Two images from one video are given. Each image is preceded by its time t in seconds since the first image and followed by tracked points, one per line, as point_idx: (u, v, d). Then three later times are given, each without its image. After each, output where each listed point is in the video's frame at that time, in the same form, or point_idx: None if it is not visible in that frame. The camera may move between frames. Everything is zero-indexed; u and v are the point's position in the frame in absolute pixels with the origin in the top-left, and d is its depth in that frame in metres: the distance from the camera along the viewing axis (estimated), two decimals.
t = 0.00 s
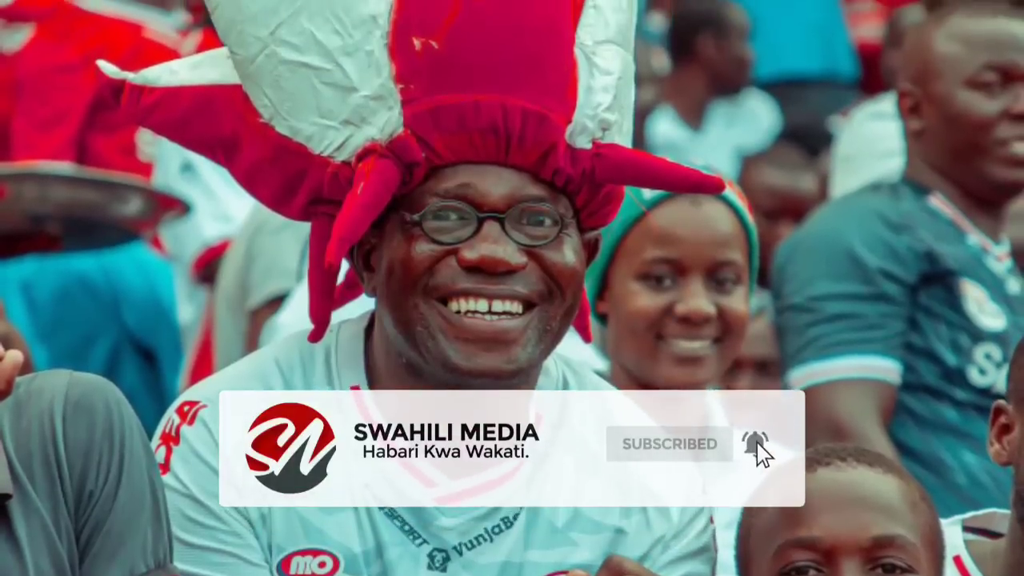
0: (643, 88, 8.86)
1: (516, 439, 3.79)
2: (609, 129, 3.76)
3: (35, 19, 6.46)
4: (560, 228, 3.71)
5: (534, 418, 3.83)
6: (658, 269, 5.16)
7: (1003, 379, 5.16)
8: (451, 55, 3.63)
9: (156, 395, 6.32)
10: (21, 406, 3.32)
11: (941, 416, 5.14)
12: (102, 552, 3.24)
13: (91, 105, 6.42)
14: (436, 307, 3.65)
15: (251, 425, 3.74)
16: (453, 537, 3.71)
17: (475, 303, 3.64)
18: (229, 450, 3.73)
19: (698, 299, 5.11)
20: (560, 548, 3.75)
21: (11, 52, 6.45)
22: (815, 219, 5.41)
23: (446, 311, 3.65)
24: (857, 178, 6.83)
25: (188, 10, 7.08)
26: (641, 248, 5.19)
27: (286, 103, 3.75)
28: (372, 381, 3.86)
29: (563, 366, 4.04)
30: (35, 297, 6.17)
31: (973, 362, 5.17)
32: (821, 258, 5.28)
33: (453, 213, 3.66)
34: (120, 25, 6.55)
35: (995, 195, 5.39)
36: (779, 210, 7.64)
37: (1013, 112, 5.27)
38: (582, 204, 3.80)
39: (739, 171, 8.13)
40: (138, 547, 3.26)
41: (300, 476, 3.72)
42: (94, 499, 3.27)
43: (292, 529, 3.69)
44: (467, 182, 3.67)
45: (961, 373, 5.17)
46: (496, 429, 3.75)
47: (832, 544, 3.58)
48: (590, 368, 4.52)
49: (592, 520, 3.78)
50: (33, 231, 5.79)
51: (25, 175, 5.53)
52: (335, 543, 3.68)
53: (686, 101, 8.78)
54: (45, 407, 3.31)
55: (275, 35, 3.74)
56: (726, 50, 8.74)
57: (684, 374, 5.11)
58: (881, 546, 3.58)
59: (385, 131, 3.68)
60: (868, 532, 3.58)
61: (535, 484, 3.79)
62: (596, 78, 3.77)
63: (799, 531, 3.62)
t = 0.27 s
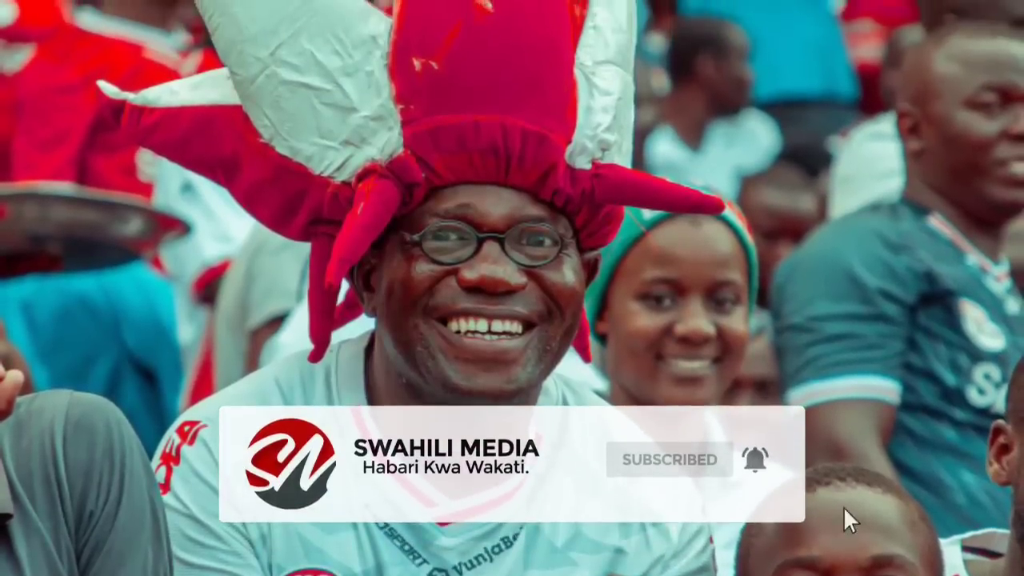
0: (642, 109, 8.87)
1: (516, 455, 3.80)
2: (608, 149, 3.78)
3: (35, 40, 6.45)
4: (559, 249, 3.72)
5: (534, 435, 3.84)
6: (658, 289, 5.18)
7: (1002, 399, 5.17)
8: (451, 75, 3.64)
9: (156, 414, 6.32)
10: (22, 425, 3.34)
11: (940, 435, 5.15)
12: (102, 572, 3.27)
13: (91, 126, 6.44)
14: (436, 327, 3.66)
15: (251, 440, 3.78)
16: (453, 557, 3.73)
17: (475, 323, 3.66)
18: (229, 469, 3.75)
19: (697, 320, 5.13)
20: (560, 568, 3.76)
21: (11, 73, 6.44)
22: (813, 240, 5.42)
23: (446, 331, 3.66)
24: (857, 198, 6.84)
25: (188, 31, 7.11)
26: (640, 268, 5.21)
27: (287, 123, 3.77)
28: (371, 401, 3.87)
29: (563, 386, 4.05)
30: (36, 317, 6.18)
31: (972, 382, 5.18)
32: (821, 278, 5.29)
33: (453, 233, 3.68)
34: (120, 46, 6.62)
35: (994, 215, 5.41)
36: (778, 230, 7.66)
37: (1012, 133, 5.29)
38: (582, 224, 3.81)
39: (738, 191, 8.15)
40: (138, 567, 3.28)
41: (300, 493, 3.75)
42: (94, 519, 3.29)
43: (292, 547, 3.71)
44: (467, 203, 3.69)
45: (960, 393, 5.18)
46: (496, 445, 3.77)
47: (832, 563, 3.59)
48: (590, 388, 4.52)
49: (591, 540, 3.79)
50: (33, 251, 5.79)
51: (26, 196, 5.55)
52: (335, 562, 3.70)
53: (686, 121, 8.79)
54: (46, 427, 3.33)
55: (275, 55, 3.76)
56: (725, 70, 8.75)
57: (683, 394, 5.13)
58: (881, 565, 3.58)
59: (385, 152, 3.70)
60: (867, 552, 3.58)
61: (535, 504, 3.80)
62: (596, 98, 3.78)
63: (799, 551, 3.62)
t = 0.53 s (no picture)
0: (643, 128, 8.90)
1: (517, 566, 3.69)
2: (608, 169, 3.80)
3: (35, 60, 6.47)
4: (559, 269, 3.74)
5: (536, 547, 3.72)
6: (658, 309, 5.19)
7: (1001, 419, 5.19)
8: (451, 95, 3.66)
9: (156, 435, 6.35)
10: (23, 445, 3.35)
11: (939, 455, 5.16)
12: None
13: (92, 146, 6.46)
14: (436, 347, 3.68)
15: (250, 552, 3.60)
16: None
17: (475, 343, 3.67)
18: (230, 493, 3.73)
19: (696, 340, 5.15)
20: None
21: (12, 93, 6.47)
22: (812, 261, 5.43)
23: (445, 350, 3.68)
24: (857, 219, 6.86)
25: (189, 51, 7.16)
26: (640, 288, 5.21)
27: (287, 144, 3.79)
28: (372, 421, 3.89)
29: (562, 406, 4.07)
30: (36, 337, 6.20)
31: (971, 403, 5.20)
32: (820, 298, 5.30)
33: (452, 253, 3.70)
34: (121, 68, 6.70)
35: (993, 236, 5.42)
36: (778, 251, 7.68)
37: (1010, 153, 5.31)
38: (582, 244, 3.82)
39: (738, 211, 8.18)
40: None
41: None
42: (95, 539, 3.30)
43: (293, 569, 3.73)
44: (467, 223, 3.71)
45: (959, 413, 5.19)
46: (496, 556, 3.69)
47: None
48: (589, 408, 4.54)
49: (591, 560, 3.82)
50: (34, 272, 5.82)
51: (27, 216, 5.58)
52: None
53: (686, 142, 8.83)
54: (47, 447, 3.34)
55: (275, 76, 3.78)
56: (725, 90, 8.81)
57: (683, 415, 5.15)
58: None
59: (385, 172, 3.72)
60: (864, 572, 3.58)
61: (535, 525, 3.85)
62: (596, 118, 3.80)
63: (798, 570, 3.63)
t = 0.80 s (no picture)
0: (643, 149, 8.95)
1: None
2: (608, 189, 3.81)
3: (36, 81, 6.52)
4: (559, 288, 3.76)
5: None
6: (657, 328, 5.20)
7: (1000, 439, 5.21)
8: (451, 116, 3.68)
9: (156, 455, 6.34)
10: (24, 465, 3.37)
11: (938, 475, 5.18)
12: None
13: (92, 167, 6.48)
14: (436, 367, 3.69)
15: None
16: None
17: (475, 363, 3.68)
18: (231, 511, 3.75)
19: (696, 359, 5.16)
20: None
21: (12, 113, 6.50)
22: (811, 281, 5.45)
23: (445, 370, 3.69)
24: (856, 239, 6.87)
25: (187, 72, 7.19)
26: (640, 307, 5.23)
27: (287, 164, 3.80)
28: (371, 441, 3.90)
29: (562, 426, 4.09)
30: (36, 357, 6.22)
31: (970, 422, 5.21)
32: (819, 318, 5.32)
33: (452, 273, 3.71)
34: (120, 87, 6.74)
35: (992, 255, 5.44)
36: (777, 271, 7.70)
37: (1010, 173, 5.33)
38: (581, 264, 3.84)
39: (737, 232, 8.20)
40: None
41: None
42: (95, 558, 3.31)
43: None
44: (467, 243, 3.72)
45: (959, 433, 5.21)
46: None
47: None
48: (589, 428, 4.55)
49: None
50: (34, 292, 5.85)
51: (27, 237, 5.59)
52: None
53: (685, 162, 8.95)
54: (48, 466, 3.35)
55: (275, 96, 3.79)
56: (725, 111, 8.85)
57: (683, 434, 5.16)
58: None
59: (385, 192, 3.73)
60: None
61: (534, 545, 3.86)
62: (596, 138, 3.82)
63: None
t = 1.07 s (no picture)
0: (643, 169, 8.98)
1: None
2: (608, 210, 3.83)
3: (36, 101, 6.57)
4: (558, 309, 3.78)
5: None
6: (657, 348, 5.22)
7: (1000, 459, 5.22)
8: (452, 136, 3.70)
9: (156, 474, 6.36)
10: (24, 484, 3.37)
11: (937, 494, 5.20)
12: None
13: (92, 187, 6.50)
14: (436, 387, 3.71)
15: None
16: None
17: (475, 383, 3.70)
18: (230, 531, 3.76)
19: (695, 379, 5.17)
20: None
21: (12, 134, 6.54)
22: (810, 301, 5.46)
23: (445, 391, 3.70)
24: (855, 258, 6.89)
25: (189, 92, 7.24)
26: (640, 327, 5.25)
27: (287, 184, 3.81)
28: (372, 461, 3.92)
29: (562, 446, 4.10)
30: (36, 376, 6.27)
31: (969, 442, 5.23)
32: (818, 337, 5.32)
33: (452, 293, 3.73)
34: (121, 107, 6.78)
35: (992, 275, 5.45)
36: (776, 291, 7.72)
37: (1009, 193, 5.34)
38: (581, 284, 3.86)
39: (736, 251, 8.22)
40: None
41: None
42: None
43: None
44: (467, 263, 3.74)
45: (958, 452, 5.22)
46: None
47: None
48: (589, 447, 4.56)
49: None
50: (34, 312, 5.85)
51: (27, 257, 5.59)
52: None
53: (685, 182, 9.09)
54: (48, 486, 3.36)
55: (275, 116, 3.80)
56: (724, 132, 9.01)
57: (682, 454, 5.17)
58: None
59: (385, 213, 3.75)
60: None
61: (534, 565, 3.87)
62: (595, 159, 3.83)
63: None
